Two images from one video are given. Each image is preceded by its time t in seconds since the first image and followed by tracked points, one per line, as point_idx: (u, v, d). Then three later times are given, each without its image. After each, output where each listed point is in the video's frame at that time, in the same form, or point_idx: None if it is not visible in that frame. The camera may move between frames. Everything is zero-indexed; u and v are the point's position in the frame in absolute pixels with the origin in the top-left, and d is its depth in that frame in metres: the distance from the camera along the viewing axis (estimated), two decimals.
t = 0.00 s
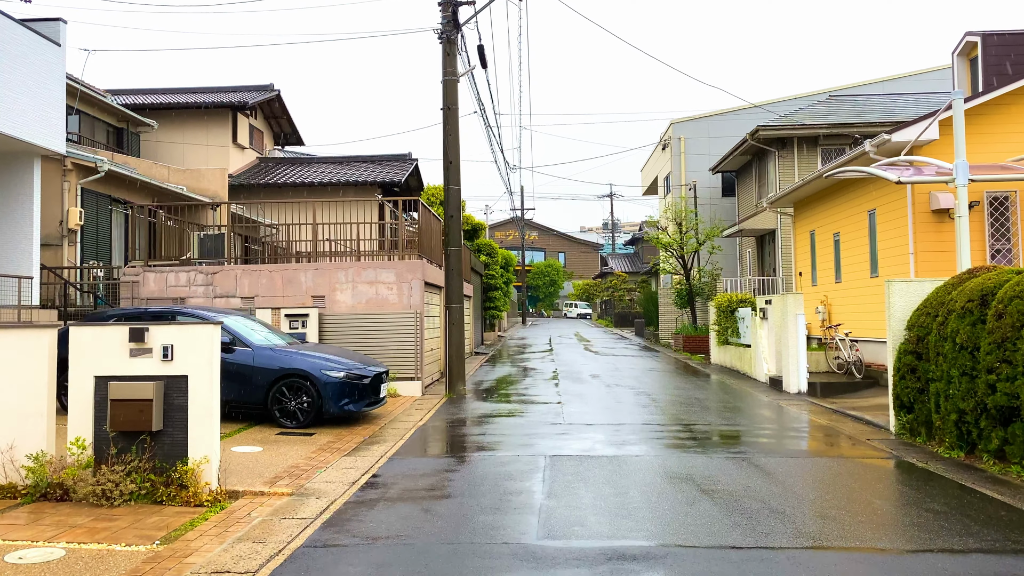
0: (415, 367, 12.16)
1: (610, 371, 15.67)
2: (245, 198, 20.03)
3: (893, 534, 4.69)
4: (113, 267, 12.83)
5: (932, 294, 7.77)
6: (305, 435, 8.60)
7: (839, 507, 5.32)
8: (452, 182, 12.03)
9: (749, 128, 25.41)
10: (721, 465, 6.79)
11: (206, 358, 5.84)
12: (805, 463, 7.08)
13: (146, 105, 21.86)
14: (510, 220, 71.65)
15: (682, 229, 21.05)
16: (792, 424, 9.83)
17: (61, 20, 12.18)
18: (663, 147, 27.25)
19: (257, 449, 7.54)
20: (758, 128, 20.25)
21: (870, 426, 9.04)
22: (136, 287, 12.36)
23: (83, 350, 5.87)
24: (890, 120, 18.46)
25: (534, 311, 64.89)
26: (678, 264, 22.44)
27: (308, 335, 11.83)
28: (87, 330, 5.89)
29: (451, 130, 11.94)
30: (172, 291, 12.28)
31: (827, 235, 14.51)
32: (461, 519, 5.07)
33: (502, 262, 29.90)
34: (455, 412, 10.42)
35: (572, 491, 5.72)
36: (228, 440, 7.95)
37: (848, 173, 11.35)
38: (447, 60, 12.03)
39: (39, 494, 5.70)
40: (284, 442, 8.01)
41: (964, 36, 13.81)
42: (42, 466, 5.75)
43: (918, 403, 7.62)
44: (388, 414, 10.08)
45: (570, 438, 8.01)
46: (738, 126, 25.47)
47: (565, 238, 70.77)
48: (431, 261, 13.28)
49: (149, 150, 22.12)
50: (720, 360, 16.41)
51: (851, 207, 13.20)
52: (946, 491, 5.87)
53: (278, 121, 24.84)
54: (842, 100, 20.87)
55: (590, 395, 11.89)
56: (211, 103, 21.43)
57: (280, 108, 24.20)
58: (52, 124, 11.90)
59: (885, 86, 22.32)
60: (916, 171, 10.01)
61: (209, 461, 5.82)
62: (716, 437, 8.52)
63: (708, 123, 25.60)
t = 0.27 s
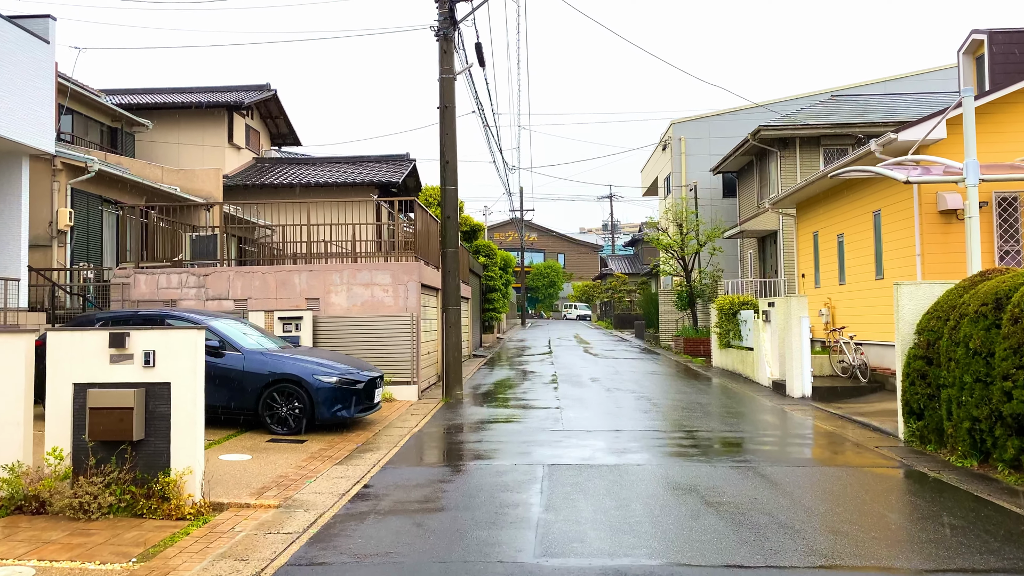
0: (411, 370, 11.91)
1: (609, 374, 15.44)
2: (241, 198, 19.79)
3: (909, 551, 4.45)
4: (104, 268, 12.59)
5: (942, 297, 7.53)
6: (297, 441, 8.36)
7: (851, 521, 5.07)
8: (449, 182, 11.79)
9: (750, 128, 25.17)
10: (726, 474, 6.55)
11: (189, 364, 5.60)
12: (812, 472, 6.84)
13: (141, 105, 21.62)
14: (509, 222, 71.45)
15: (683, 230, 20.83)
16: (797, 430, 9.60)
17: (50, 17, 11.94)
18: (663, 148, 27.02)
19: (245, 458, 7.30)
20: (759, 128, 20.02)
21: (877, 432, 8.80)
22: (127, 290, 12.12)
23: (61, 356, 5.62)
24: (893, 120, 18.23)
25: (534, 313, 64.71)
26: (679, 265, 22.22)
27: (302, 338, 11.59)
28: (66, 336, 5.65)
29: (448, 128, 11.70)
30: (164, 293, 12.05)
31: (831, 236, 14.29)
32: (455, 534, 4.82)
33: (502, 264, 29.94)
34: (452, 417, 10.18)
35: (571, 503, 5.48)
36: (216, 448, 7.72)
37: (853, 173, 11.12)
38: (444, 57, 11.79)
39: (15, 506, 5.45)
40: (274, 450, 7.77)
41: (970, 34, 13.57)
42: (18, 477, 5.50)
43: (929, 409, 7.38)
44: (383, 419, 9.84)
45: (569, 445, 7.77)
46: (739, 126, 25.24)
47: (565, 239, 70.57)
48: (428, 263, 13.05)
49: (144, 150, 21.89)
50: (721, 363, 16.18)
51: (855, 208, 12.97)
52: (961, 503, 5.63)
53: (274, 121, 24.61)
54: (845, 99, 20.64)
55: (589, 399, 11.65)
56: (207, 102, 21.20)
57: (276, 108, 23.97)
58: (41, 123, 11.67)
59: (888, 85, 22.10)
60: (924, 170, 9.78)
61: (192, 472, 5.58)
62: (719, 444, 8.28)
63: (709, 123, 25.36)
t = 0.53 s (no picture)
0: (409, 372, 11.66)
1: (610, 376, 15.19)
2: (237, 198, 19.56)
3: (929, 563, 4.21)
4: (95, 268, 12.35)
5: (955, 296, 7.30)
6: (290, 445, 8.11)
7: (867, 531, 4.83)
8: (447, 180, 11.54)
9: (752, 128, 24.94)
10: (733, 480, 6.31)
11: (174, 366, 5.36)
12: (822, 476, 6.60)
13: (136, 103, 21.39)
14: (509, 223, 71.21)
15: (684, 230, 20.60)
16: (804, 433, 9.36)
17: (41, 11, 11.71)
18: (664, 147, 26.79)
19: (235, 462, 7.06)
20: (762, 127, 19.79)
21: (887, 435, 8.56)
22: (118, 289, 11.89)
23: (40, 357, 5.38)
24: (898, 118, 18.01)
25: (533, 314, 64.48)
26: (680, 266, 21.99)
27: (296, 339, 11.35)
28: (44, 336, 5.40)
29: (446, 125, 11.46)
30: (156, 293, 11.81)
31: (835, 236, 14.06)
32: (451, 545, 4.58)
33: (501, 264, 29.69)
34: (450, 420, 9.94)
35: (572, 511, 5.24)
36: (206, 452, 7.47)
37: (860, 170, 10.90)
38: (442, 53, 11.55)
39: None
40: (265, 454, 7.52)
41: (978, 29, 13.31)
42: None
43: (942, 412, 7.14)
44: (379, 422, 9.60)
45: (570, 449, 7.53)
46: (741, 125, 25.00)
47: (564, 240, 70.35)
48: (426, 262, 12.82)
49: (140, 149, 21.65)
50: (724, 364, 15.95)
51: (861, 206, 12.73)
52: (979, 510, 5.40)
53: (271, 120, 24.38)
54: (848, 98, 20.41)
55: (590, 401, 11.41)
56: (203, 101, 20.96)
57: (273, 107, 23.74)
58: (31, 119, 11.44)
59: (891, 84, 21.87)
60: (933, 166, 9.54)
61: (177, 478, 5.34)
62: (725, 447, 8.05)
63: (710, 123, 25.13)
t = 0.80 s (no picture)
0: (406, 376, 11.43)
1: (611, 379, 14.97)
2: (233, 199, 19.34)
3: None
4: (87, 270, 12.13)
5: (968, 300, 7.06)
6: (281, 452, 7.88)
7: (883, 547, 4.60)
8: (445, 180, 11.29)
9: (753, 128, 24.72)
10: (740, 490, 6.08)
11: (157, 373, 5.14)
12: (831, 486, 6.37)
13: (132, 103, 21.16)
14: (509, 224, 71.00)
15: (685, 231, 20.38)
16: (810, 439, 9.13)
17: (31, 8, 11.49)
18: (665, 148, 26.57)
19: (224, 471, 6.83)
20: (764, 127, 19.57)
21: (896, 442, 8.33)
22: (110, 291, 11.66)
23: (17, 364, 5.15)
24: (902, 118, 17.79)
25: (533, 315, 64.27)
26: (681, 267, 21.77)
27: (291, 343, 11.12)
28: (22, 341, 5.18)
29: (444, 124, 11.24)
30: (149, 295, 11.60)
31: (840, 237, 13.83)
32: (445, 562, 4.35)
33: (501, 266, 29.48)
34: (447, 425, 9.71)
35: (573, 525, 5.01)
36: (195, 460, 7.24)
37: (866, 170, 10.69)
38: (439, 50, 11.32)
39: None
40: (256, 462, 7.29)
41: (985, 27, 13.11)
42: None
43: (955, 419, 6.91)
44: (375, 428, 9.37)
45: (571, 456, 7.30)
46: (742, 126, 24.78)
47: (564, 241, 70.14)
48: (423, 264, 12.59)
49: (135, 149, 21.43)
50: (726, 367, 15.73)
51: (866, 207, 12.52)
52: (998, 524, 5.16)
53: (269, 120, 24.16)
54: (851, 98, 20.19)
55: (591, 406, 11.18)
56: (199, 101, 20.74)
57: (271, 107, 23.52)
58: (21, 118, 11.21)
59: (895, 84, 21.65)
60: (943, 166, 9.31)
61: (160, 490, 5.11)
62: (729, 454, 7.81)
63: (712, 123, 24.91)
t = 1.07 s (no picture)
0: (401, 378, 11.20)
1: (611, 381, 14.73)
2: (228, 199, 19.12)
3: None
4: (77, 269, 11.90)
5: (981, 298, 6.83)
6: (271, 456, 7.65)
7: (898, 557, 4.36)
8: (441, 177, 11.05)
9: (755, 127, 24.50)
10: (746, 495, 5.84)
11: (136, 374, 4.90)
12: (840, 491, 6.13)
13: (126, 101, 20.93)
14: (508, 225, 70.79)
15: (686, 231, 20.15)
16: (816, 443, 8.88)
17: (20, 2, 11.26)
18: (666, 147, 26.36)
19: (210, 476, 6.59)
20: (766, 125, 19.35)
21: (904, 445, 8.09)
22: (99, 291, 11.43)
23: None
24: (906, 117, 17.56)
25: (532, 317, 64.05)
26: (682, 268, 21.54)
27: (284, 343, 10.90)
28: None
29: (440, 120, 11.02)
30: (139, 295, 11.37)
31: (844, 237, 13.61)
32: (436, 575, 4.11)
33: (500, 266, 29.26)
34: (444, 428, 9.47)
35: (571, 533, 4.77)
36: (180, 464, 7.00)
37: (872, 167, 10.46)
38: (436, 46, 11.10)
39: None
40: (244, 466, 7.05)
41: (992, 23, 12.89)
42: None
43: (967, 422, 6.68)
44: (369, 431, 9.13)
45: (570, 461, 7.06)
46: (743, 125, 24.57)
47: (564, 242, 69.94)
48: (420, 264, 12.36)
49: (130, 148, 21.19)
50: (728, 369, 15.50)
51: (871, 205, 12.29)
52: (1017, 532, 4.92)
53: (265, 119, 23.94)
54: (854, 97, 19.97)
55: (591, 408, 10.94)
56: (194, 99, 20.53)
57: (267, 106, 23.30)
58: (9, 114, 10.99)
59: (898, 82, 21.43)
60: (952, 162, 9.09)
61: (139, 497, 4.88)
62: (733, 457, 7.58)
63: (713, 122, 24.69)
